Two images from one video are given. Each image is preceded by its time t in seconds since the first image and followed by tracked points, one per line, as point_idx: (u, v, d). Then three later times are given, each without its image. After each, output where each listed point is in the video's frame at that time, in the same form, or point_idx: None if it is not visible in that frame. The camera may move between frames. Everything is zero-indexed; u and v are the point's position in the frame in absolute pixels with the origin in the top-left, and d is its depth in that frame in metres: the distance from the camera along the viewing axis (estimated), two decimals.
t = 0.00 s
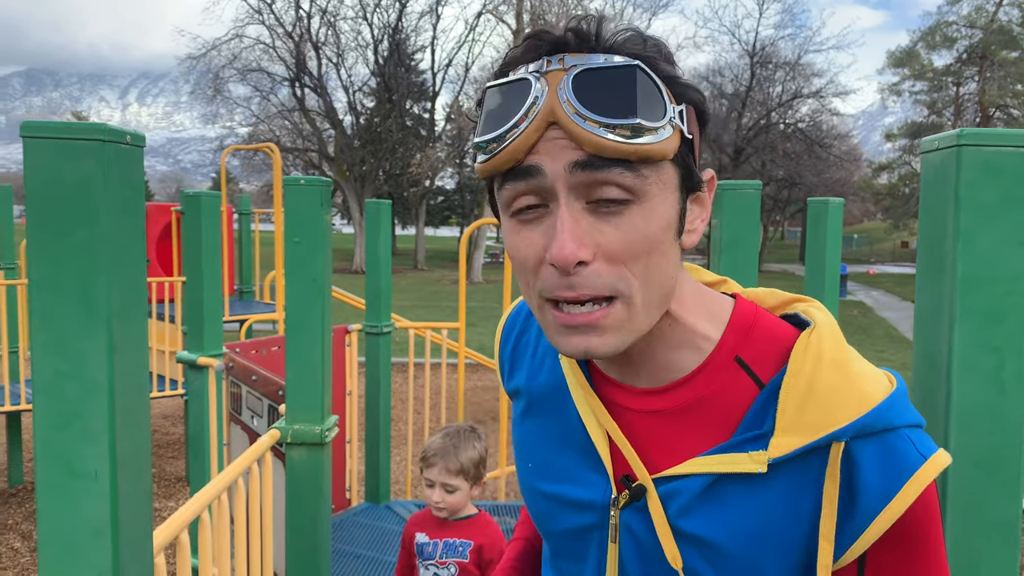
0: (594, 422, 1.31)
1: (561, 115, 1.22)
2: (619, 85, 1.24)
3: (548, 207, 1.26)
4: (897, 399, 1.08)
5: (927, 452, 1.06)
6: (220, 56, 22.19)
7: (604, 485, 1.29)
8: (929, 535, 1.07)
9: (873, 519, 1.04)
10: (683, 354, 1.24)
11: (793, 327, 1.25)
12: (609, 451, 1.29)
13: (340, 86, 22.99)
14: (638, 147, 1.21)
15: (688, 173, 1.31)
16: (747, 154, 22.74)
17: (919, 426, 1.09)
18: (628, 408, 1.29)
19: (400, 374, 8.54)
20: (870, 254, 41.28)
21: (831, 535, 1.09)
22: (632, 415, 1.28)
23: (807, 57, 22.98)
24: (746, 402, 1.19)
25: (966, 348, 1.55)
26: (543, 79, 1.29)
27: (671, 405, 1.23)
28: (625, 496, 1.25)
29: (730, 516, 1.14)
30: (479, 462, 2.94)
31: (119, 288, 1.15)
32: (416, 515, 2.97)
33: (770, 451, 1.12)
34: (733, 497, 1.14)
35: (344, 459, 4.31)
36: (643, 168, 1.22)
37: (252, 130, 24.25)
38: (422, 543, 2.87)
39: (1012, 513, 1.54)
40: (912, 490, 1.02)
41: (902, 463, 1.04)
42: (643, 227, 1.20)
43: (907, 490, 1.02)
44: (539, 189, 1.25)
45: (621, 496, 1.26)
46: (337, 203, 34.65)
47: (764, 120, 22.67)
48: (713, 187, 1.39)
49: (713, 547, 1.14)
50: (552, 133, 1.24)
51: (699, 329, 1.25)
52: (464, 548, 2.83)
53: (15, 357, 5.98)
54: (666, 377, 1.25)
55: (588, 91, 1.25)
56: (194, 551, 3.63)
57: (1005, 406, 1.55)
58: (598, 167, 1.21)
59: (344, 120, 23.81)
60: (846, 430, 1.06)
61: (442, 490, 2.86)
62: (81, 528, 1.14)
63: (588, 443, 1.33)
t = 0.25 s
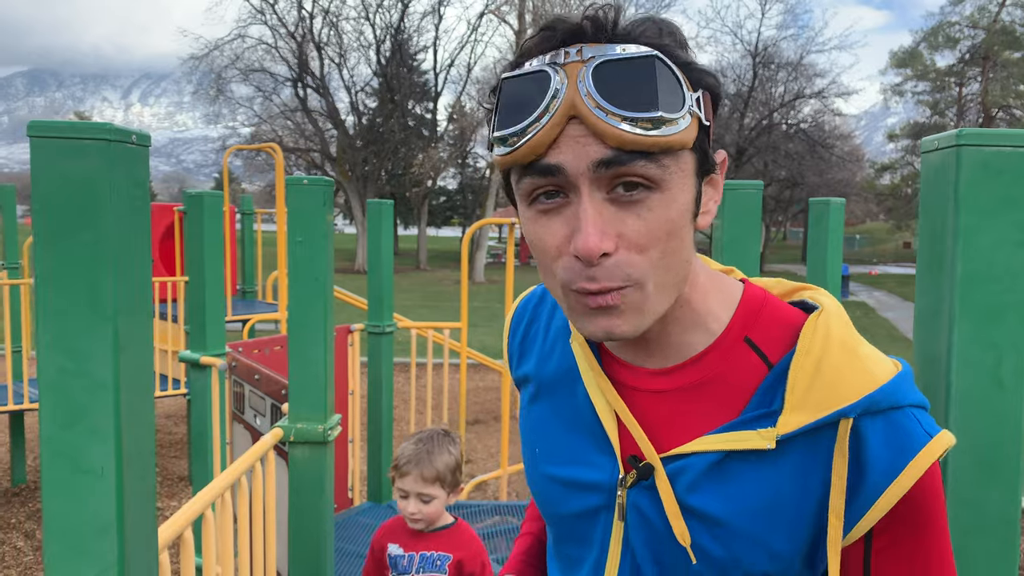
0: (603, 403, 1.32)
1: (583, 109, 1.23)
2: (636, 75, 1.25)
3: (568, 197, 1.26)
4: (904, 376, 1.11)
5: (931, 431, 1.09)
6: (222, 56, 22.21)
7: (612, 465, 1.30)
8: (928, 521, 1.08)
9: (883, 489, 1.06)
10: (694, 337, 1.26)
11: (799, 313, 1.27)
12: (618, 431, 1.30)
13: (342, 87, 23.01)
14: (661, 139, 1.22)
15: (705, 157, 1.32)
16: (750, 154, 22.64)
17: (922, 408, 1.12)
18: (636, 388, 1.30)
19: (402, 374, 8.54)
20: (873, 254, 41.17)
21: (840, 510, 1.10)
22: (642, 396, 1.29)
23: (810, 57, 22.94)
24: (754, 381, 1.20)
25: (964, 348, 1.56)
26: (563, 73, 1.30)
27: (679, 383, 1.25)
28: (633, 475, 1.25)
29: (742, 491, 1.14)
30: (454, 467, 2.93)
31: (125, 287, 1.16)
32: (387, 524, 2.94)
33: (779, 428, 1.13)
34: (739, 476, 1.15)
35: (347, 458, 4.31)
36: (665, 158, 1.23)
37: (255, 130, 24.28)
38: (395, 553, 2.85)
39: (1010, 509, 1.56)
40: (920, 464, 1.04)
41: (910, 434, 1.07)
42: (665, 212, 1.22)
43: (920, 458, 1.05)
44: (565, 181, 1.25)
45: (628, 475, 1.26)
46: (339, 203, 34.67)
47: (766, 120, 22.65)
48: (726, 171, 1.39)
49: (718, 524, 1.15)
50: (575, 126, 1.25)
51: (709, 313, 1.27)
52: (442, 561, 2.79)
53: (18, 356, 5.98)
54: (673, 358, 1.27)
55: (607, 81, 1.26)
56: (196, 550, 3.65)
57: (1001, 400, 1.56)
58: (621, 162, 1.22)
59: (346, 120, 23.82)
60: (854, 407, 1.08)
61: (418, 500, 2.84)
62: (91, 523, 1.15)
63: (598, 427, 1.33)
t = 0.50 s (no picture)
0: (600, 382, 1.33)
1: (603, 143, 1.21)
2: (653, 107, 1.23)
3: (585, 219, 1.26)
4: (889, 358, 1.10)
5: (914, 408, 1.09)
6: (224, 56, 22.23)
7: (609, 446, 1.31)
8: (914, 497, 1.08)
9: (866, 468, 1.06)
10: (689, 321, 1.25)
11: (790, 298, 1.27)
12: (616, 412, 1.31)
13: (344, 87, 23.04)
14: (676, 170, 1.22)
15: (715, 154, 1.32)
16: (751, 155, 22.68)
17: (906, 386, 1.11)
18: (633, 369, 1.31)
19: (404, 375, 8.55)
20: (874, 255, 41.16)
21: (827, 481, 1.09)
22: (637, 376, 1.30)
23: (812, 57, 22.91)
24: (746, 361, 1.21)
25: (962, 352, 1.57)
26: (582, 101, 1.26)
27: (674, 366, 1.26)
28: (629, 455, 1.27)
29: (733, 465, 1.15)
30: (458, 496, 2.84)
31: (134, 290, 1.17)
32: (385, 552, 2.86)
33: (769, 401, 1.14)
34: (732, 450, 1.16)
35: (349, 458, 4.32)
36: (679, 187, 1.23)
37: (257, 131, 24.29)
38: None
39: (1008, 514, 1.57)
40: (902, 439, 1.04)
41: (894, 410, 1.07)
42: (678, 229, 1.23)
43: (899, 440, 1.04)
44: (585, 206, 1.24)
45: (625, 454, 1.28)
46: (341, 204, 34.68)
47: (768, 121, 22.64)
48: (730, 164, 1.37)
49: (709, 498, 1.16)
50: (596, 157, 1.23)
51: (704, 296, 1.27)
52: None
53: (22, 357, 5.97)
54: (666, 340, 1.27)
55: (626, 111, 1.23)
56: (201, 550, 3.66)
57: (997, 402, 1.57)
58: (639, 191, 1.22)
59: (347, 120, 23.83)
60: (842, 381, 1.08)
61: (422, 531, 2.76)
62: (101, 523, 1.16)
63: (596, 409, 1.34)
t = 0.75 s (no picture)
0: (592, 354, 1.28)
1: (573, 78, 1.24)
2: (620, 52, 1.24)
3: (559, 151, 1.28)
4: (861, 330, 1.10)
5: (887, 378, 1.09)
6: (226, 57, 22.24)
7: (596, 416, 1.24)
8: (891, 462, 1.06)
9: (839, 432, 1.05)
10: (674, 296, 1.24)
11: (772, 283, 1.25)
12: (605, 382, 1.25)
13: (345, 88, 23.04)
14: (634, 109, 1.21)
15: (689, 124, 1.26)
16: (752, 155, 22.67)
17: (881, 359, 1.10)
18: (618, 341, 1.27)
19: (407, 376, 8.56)
20: (876, 255, 41.14)
21: (810, 439, 1.07)
22: (620, 346, 1.26)
23: (813, 58, 22.89)
24: (728, 330, 1.18)
25: (959, 354, 1.57)
26: (565, 44, 1.29)
27: (656, 335, 1.23)
28: (615, 419, 1.21)
29: (717, 424, 1.12)
30: (467, 512, 2.55)
31: (142, 295, 1.18)
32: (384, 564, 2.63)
33: (750, 362, 1.11)
34: (714, 413, 1.13)
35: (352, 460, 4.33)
36: (637, 127, 1.22)
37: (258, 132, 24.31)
38: None
39: (1006, 515, 1.57)
40: (872, 408, 1.03)
41: (865, 374, 1.06)
42: (638, 169, 1.22)
43: (866, 407, 1.04)
44: (552, 136, 1.28)
45: (611, 420, 1.22)
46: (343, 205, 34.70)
47: (770, 121, 22.62)
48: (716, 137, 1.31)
49: (691, 459, 1.12)
50: (564, 95, 1.26)
51: (690, 270, 1.25)
52: None
53: (24, 358, 5.97)
54: (653, 313, 1.25)
55: (598, 54, 1.25)
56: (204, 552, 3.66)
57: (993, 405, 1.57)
58: (601, 127, 1.23)
59: (349, 121, 23.83)
60: (819, 344, 1.08)
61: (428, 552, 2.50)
62: (110, 524, 1.17)
63: (584, 375, 1.28)
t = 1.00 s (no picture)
0: (572, 355, 1.32)
1: (564, 101, 1.29)
2: (605, 77, 1.28)
3: (550, 169, 1.32)
4: (816, 338, 1.13)
5: (836, 381, 1.11)
6: (228, 59, 22.28)
7: (573, 413, 1.27)
8: (839, 460, 1.08)
9: (786, 430, 1.07)
10: (648, 307, 1.28)
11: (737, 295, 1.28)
12: (584, 382, 1.29)
13: (347, 89, 23.10)
14: (618, 128, 1.25)
15: (666, 149, 1.31)
16: (753, 156, 22.72)
17: (832, 364, 1.13)
18: (599, 347, 1.30)
19: (408, 377, 8.61)
20: (876, 256, 41.19)
21: (760, 433, 1.08)
22: (600, 351, 1.30)
23: (813, 59, 22.93)
24: (694, 335, 1.21)
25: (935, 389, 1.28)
26: (557, 72, 1.34)
27: (633, 340, 1.26)
28: (590, 415, 1.24)
29: (680, 417, 1.14)
30: (453, 530, 2.49)
31: (159, 305, 1.22)
32: None
33: (711, 361, 1.14)
34: (680, 408, 1.15)
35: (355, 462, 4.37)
36: (621, 145, 1.26)
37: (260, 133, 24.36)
38: None
39: None
40: (818, 407, 1.05)
41: (814, 376, 1.08)
42: (620, 185, 1.26)
43: (814, 405, 1.06)
44: (545, 155, 1.32)
45: (586, 416, 1.24)
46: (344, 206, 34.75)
47: (770, 122, 22.66)
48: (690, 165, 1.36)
49: (657, 450, 1.14)
50: (556, 119, 1.30)
51: (665, 284, 1.29)
52: None
53: (28, 359, 6.00)
54: (630, 321, 1.29)
55: (589, 82, 1.29)
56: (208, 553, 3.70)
57: (976, 451, 1.28)
58: (588, 145, 1.27)
59: (350, 123, 23.88)
60: (770, 347, 1.10)
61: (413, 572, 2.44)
62: (122, 524, 1.21)
63: (567, 381, 1.31)
